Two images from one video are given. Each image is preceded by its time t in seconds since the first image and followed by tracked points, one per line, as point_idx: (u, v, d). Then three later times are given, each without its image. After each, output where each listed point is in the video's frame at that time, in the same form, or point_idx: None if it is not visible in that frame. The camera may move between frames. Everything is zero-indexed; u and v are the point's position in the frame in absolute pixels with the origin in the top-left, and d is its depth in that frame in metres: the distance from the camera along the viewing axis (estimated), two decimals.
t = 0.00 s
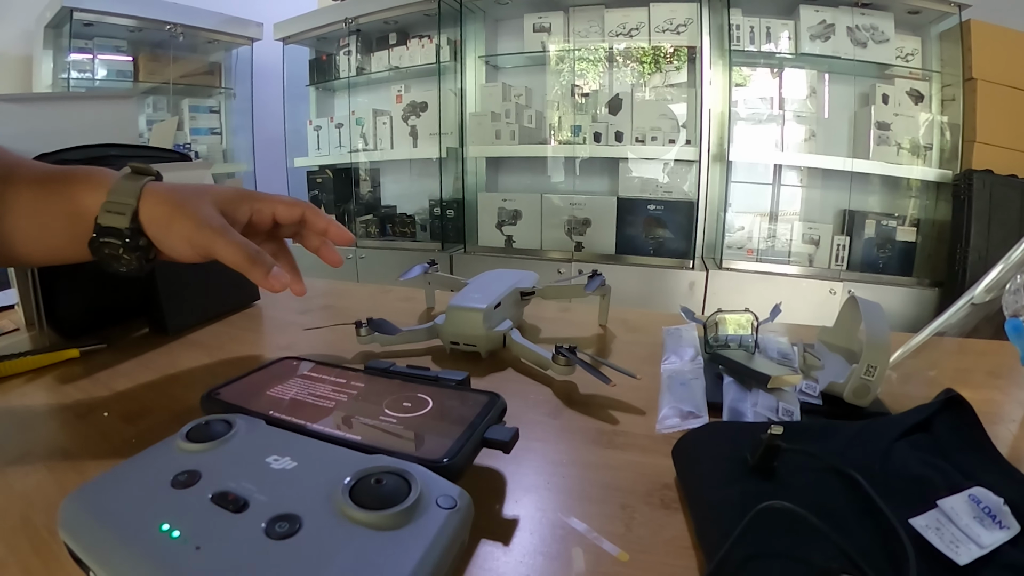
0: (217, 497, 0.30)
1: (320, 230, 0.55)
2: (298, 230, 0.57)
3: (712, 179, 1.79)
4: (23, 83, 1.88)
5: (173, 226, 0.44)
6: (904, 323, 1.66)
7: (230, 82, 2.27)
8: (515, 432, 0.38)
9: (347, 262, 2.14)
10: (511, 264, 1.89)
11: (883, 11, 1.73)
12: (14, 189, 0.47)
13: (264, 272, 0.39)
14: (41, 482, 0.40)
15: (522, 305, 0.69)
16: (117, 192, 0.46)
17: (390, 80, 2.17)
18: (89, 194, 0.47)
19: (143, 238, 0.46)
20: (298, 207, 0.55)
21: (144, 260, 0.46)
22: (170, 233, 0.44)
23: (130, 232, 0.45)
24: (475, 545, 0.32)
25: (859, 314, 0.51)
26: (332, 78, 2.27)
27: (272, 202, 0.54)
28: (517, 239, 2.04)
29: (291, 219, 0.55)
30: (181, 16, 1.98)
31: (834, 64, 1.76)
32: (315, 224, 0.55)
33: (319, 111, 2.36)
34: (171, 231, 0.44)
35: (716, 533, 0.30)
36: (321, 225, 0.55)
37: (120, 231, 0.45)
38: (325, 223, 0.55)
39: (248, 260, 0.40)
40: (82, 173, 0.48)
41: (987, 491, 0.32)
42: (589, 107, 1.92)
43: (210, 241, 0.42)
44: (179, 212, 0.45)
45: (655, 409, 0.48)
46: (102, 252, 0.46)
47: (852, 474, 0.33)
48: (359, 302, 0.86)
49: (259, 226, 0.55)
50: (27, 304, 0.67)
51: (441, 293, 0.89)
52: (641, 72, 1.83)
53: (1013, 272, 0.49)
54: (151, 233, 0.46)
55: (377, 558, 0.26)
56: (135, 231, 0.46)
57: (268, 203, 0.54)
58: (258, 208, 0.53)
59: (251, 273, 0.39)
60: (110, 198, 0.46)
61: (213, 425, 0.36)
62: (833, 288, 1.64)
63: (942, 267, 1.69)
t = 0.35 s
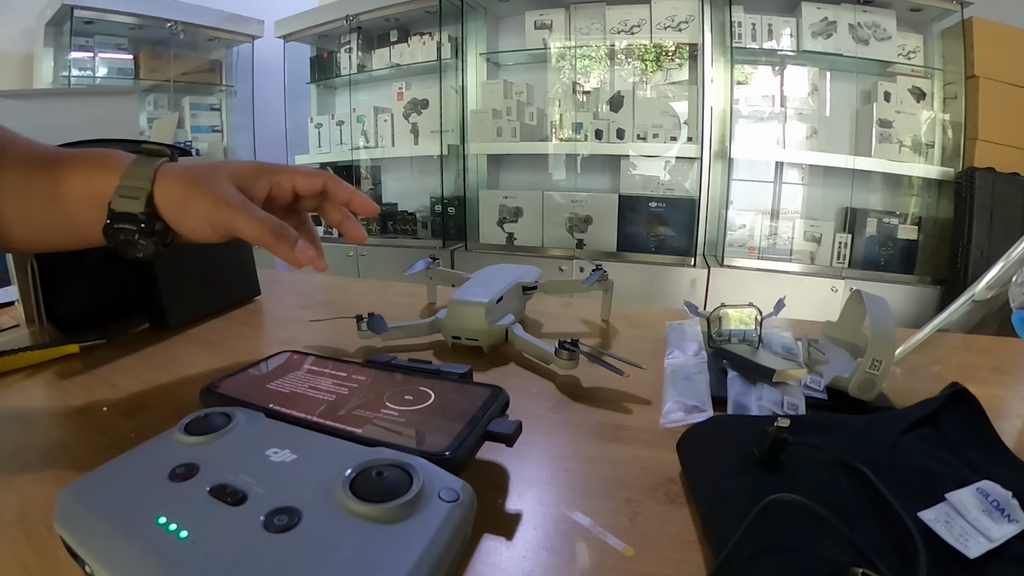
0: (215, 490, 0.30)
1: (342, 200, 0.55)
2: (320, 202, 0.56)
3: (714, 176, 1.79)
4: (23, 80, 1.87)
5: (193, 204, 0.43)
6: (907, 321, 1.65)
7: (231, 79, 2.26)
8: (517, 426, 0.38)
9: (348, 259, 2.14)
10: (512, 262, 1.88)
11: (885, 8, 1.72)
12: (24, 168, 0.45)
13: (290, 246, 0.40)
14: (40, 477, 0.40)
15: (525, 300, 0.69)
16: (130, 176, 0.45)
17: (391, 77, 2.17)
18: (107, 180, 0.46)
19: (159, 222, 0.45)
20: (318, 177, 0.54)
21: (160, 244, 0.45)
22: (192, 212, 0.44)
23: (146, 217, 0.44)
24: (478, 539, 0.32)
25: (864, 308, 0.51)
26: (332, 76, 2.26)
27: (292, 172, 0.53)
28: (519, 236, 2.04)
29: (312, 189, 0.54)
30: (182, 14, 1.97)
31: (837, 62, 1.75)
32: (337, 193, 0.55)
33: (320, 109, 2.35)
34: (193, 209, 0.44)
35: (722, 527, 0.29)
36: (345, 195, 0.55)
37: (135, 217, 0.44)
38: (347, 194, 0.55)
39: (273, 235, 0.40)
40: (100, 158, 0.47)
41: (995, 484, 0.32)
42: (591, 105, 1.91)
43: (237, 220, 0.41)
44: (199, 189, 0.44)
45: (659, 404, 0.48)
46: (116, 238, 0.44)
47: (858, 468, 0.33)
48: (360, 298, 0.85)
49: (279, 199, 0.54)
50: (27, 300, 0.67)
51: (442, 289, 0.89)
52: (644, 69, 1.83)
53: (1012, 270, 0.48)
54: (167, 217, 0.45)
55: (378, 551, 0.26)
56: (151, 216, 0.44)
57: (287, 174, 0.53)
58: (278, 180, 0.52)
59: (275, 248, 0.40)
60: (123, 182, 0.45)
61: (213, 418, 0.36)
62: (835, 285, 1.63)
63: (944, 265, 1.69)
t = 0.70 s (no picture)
0: (215, 487, 0.30)
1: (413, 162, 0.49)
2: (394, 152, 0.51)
3: (716, 175, 1.79)
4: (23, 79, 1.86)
5: (263, 151, 0.45)
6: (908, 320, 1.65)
7: (232, 77, 2.26)
8: (519, 423, 0.38)
9: (349, 257, 2.15)
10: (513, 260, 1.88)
11: (887, 6, 1.72)
12: (106, 114, 0.47)
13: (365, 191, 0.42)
14: (40, 475, 0.40)
15: (526, 297, 0.69)
16: (208, 128, 0.46)
17: (392, 75, 2.17)
18: (153, 130, 0.46)
19: (238, 172, 0.46)
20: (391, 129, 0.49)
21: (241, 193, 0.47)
22: (260, 158, 0.45)
23: (225, 168, 0.45)
24: (479, 537, 0.32)
25: (867, 306, 0.50)
26: (334, 74, 2.26)
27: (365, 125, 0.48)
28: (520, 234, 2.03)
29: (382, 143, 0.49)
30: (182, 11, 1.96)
31: (839, 60, 1.75)
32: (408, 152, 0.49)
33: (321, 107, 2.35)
34: (262, 156, 0.45)
35: (725, 525, 0.29)
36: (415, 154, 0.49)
37: (215, 168, 0.45)
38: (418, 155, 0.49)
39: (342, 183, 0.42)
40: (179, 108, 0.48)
41: (999, 483, 0.32)
42: (592, 103, 1.91)
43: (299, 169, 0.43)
44: (270, 136, 0.45)
45: (661, 402, 0.48)
46: (196, 187, 0.46)
47: (862, 466, 0.32)
48: (361, 295, 0.85)
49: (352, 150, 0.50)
50: (27, 297, 0.67)
51: (443, 286, 0.88)
52: (646, 67, 1.82)
53: (1015, 269, 0.48)
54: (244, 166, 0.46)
55: (379, 549, 0.26)
56: (230, 167, 0.46)
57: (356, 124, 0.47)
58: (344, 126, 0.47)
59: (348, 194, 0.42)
60: (200, 132, 0.45)
61: (212, 415, 0.36)
62: (837, 284, 1.63)
63: (946, 264, 1.69)
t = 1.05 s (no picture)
0: (214, 484, 0.30)
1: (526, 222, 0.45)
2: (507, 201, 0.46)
3: (716, 175, 1.78)
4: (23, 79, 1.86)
5: (365, 224, 0.43)
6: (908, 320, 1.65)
7: (233, 77, 2.25)
8: (519, 420, 0.37)
9: (350, 256, 2.15)
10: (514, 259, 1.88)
11: (887, 6, 1.72)
12: (205, 107, 0.44)
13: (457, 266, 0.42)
14: (40, 474, 0.40)
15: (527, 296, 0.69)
16: (310, 173, 0.43)
17: (393, 75, 2.17)
18: (213, 134, 0.44)
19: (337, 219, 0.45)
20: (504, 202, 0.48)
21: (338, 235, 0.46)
22: (365, 233, 0.43)
23: (327, 220, 0.44)
24: (479, 536, 0.32)
25: (867, 304, 0.50)
26: (334, 74, 2.26)
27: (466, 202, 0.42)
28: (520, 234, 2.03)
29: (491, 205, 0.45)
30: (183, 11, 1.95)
31: (839, 60, 1.75)
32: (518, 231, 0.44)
33: (322, 106, 2.35)
34: (366, 230, 0.43)
35: (726, 522, 0.29)
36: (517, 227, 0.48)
37: (316, 215, 0.44)
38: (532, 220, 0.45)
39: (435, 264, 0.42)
40: (283, 124, 0.44)
41: (1001, 481, 0.32)
42: (593, 103, 1.91)
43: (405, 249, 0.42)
44: (370, 207, 0.42)
45: (661, 400, 0.48)
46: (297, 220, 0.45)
47: (862, 464, 0.32)
48: (361, 294, 0.85)
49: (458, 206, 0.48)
50: (29, 297, 0.66)
51: (444, 285, 0.88)
52: (646, 67, 1.82)
53: (1015, 267, 0.48)
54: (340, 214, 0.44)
55: (379, 546, 0.26)
56: (331, 217, 0.44)
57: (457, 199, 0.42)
58: (443, 198, 0.42)
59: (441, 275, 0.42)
60: (300, 179, 0.43)
61: (212, 412, 0.36)
62: (837, 284, 1.62)
63: (946, 264, 1.69)
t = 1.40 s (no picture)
0: (218, 479, 0.30)
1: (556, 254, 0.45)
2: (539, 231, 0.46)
3: (717, 176, 1.79)
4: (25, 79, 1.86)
5: (385, 236, 0.43)
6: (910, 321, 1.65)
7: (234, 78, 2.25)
8: (523, 417, 0.38)
9: (351, 257, 2.16)
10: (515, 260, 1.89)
11: (888, 7, 1.72)
12: (228, 111, 0.44)
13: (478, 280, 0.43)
14: (43, 473, 0.40)
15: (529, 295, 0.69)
16: (333, 187, 0.43)
17: (394, 76, 2.18)
18: (237, 138, 0.44)
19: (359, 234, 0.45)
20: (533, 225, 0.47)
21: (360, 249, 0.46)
22: (382, 243, 0.43)
23: (348, 234, 0.45)
24: (483, 532, 0.32)
25: (868, 303, 0.50)
26: (336, 75, 2.27)
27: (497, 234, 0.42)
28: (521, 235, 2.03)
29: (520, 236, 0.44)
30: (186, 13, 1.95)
31: (840, 61, 1.75)
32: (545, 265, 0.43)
33: (324, 107, 2.36)
34: (385, 241, 0.43)
35: (730, 518, 0.29)
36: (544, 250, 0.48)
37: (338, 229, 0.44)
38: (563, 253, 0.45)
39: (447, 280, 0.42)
40: (306, 132, 0.45)
41: (1003, 476, 0.32)
42: (594, 104, 1.91)
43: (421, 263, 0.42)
44: (394, 220, 0.42)
45: (664, 398, 0.48)
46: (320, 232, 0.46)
47: (865, 459, 0.33)
48: (364, 293, 0.85)
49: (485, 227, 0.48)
50: (31, 296, 0.66)
51: (445, 285, 0.89)
52: (648, 68, 1.83)
53: (1015, 266, 0.48)
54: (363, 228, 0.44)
55: (383, 540, 0.26)
56: (352, 233, 0.44)
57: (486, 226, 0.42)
58: (471, 224, 0.42)
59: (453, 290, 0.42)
60: (324, 192, 0.43)
61: (215, 408, 0.36)
62: (838, 284, 1.62)
63: (948, 265, 1.69)
